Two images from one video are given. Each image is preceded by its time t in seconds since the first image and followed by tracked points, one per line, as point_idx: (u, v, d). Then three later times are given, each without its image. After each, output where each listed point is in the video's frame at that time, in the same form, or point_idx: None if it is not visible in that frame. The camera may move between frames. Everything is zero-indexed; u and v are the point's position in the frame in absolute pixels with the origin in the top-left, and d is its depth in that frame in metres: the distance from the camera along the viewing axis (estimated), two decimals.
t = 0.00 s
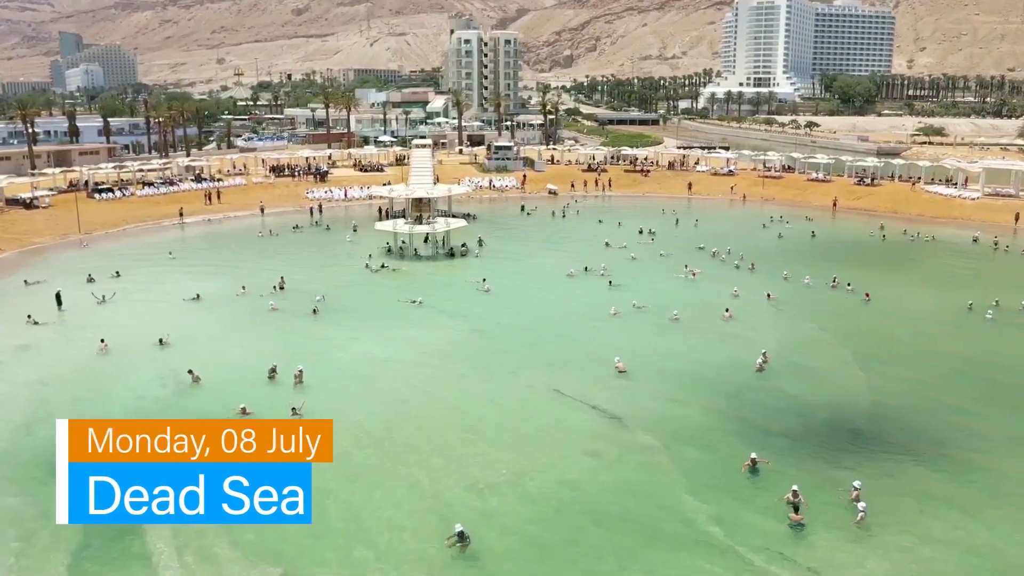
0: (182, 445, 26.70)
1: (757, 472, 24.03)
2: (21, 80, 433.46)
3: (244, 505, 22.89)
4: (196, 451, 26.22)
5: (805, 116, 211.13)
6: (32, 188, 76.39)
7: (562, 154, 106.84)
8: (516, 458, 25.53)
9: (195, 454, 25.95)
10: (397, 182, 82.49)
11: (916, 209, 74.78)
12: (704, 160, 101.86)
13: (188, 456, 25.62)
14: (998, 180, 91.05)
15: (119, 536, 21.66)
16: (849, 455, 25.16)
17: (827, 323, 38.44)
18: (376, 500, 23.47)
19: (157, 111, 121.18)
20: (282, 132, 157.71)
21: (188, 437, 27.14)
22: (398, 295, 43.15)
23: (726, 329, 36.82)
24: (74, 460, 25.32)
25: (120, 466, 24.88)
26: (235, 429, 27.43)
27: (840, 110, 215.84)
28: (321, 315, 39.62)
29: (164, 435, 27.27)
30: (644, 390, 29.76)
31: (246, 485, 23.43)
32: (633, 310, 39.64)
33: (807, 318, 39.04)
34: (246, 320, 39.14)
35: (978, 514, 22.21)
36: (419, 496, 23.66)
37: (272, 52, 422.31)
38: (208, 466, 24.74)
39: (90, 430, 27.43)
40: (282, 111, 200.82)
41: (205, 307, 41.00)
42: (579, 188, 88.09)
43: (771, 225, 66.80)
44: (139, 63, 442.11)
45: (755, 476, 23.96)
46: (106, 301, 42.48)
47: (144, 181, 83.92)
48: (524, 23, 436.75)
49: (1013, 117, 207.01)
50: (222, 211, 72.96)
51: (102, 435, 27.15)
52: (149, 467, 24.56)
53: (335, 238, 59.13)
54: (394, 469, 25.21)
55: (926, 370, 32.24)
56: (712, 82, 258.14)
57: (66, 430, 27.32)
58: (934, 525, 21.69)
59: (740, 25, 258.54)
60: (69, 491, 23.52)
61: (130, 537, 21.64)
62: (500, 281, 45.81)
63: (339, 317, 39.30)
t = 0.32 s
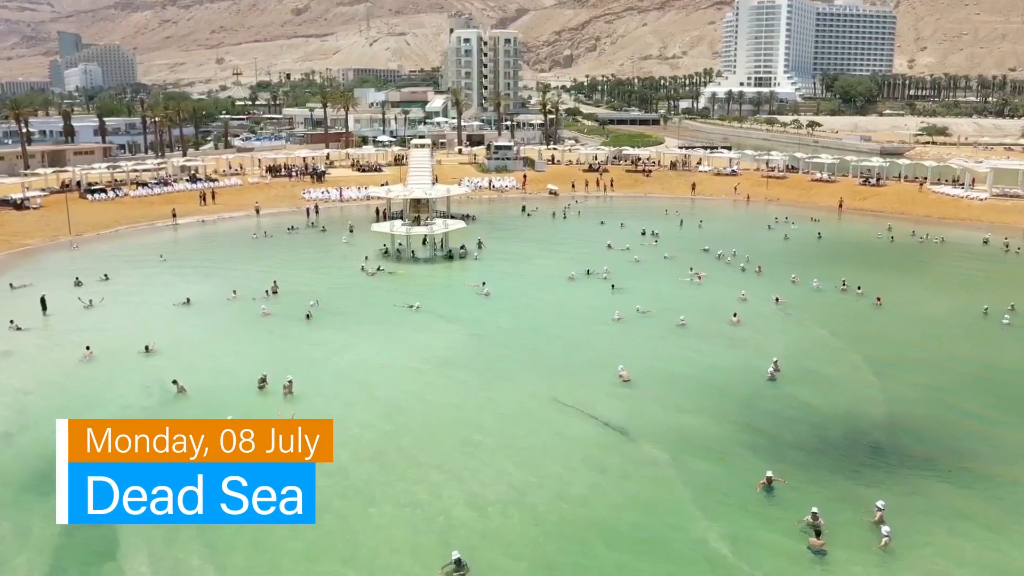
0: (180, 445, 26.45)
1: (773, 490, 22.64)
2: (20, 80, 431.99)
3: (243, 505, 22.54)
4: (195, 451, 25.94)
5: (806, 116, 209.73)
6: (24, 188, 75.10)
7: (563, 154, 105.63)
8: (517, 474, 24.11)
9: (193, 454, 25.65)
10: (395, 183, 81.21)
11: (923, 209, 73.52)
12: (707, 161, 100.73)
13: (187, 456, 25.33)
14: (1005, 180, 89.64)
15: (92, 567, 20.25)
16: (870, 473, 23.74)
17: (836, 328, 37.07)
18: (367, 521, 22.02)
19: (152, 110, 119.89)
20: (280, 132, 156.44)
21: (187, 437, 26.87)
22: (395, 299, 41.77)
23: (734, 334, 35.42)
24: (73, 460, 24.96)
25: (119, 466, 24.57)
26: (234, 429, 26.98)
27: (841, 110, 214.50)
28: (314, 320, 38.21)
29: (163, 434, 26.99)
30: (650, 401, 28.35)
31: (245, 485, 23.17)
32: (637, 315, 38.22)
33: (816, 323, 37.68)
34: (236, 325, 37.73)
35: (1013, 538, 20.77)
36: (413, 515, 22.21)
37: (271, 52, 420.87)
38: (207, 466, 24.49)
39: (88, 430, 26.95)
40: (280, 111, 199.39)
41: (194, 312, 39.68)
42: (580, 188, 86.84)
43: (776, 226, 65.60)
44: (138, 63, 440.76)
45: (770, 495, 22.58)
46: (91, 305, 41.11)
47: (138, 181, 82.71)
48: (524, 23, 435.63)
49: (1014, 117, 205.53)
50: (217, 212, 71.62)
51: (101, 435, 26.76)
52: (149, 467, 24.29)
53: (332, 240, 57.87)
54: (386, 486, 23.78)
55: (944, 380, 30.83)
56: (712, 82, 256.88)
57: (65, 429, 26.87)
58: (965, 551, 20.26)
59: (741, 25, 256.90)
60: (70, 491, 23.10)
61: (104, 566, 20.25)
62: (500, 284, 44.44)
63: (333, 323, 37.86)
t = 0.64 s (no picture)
0: (181, 445, 26.34)
1: (802, 524, 20.63)
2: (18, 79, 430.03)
3: (243, 505, 22.42)
4: (195, 451, 25.84)
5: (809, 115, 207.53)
6: (10, 189, 73.10)
7: (564, 154, 103.57)
8: (519, 504, 22.13)
9: (194, 454, 25.56)
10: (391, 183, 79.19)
11: (935, 210, 71.36)
12: (711, 161, 98.63)
13: (187, 456, 25.21)
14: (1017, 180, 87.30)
15: None
16: (905, 503, 21.71)
17: (856, 338, 34.97)
18: (355, 562, 20.01)
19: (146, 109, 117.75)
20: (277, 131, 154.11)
21: (187, 437, 26.76)
22: (389, 306, 39.80)
23: (748, 344, 33.43)
24: (74, 460, 25.00)
25: (120, 465, 24.59)
26: (234, 429, 26.90)
27: (844, 110, 212.30)
28: (303, 329, 36.43)
29: (163, 434, 26.89)
30: (660, 421, 26.44)
31: (245, 484, 23.00)
32: (644, 323, 36.28)
33: (835, 333, 35.57)
34: (218, 335, 36.23)
35: None
36: (407, 554, 20.24)
37: (270, 52, 418.71)
38: (207, 465, 24.32)
39: (89, 429, 27.05)
40: (278, 110, 197.29)
41: (175, 322, 37.88)
42: (582, 188, 84.88)
43: (785, 228, 63.56)
44: (137, 62, 438.69)
45: (799, 529, 20.59)
46: (68, 313, 39.24)
47: (128, 181, 80.79)
48: (524, 22, 433.51)
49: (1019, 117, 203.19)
50: (208, 213, 69.58)
51: (101, 435, 26.78)
52: (149, 467, 24.25)
53: (326, 242, 55.89)
54: (377, 519, 21.83)
55: (976, 396, 28.78)
56: (713, 82, 254.75)
57: (66, 429, 26.95)
58: None
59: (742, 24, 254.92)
60: (70, 489, 23.16)
61: None
62: (499, 290, 42.46)
63: (323, 334, 35.88)
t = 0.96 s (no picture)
0: (180, 445, 25.46)
1: (829, 557, 19.17)
2: (16, 79, 427.83)
3: (243, 505, 21.88)
4: (195, 451, 24.96)
5: (811, 115, 206.06)
6: None
7: (565, 153, 101.92)
8: (526, 536, 20.59)
9: (193, 454, 24.67)
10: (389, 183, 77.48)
11: (944, 211, 69.74)
12: (715, 161, 97.00)
13: (187, 457, 24.33)
14: None
15: None
16: (939, 533, 20.15)
17: (875, 346, 33.24)
18: None
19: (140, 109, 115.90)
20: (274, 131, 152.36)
21: (187, 437, 25.91)
22: (385, 312, 38.12)
23: (761, 353, 31.86)
24: (73, 460, 24.09)
25: (119, 466, 23.69)
26: (234, 429, 26.06)
27: (845, 109, 210.56)
28: (293, 338, 34.91)
29: (163, 434, 26.01)
30: (671, 439, 24.93)
31: (245, 484, 22.39)
32: (651, 330, 34.66)
33: (851, 340, 33.88)
34: (204, 342, 34.78)
35: None
36: None
37: (269, 51, 416.89)
38: (207, 466, 23.50)
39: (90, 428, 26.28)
40: (276, 111, 195.44)
41: (160, 330, 36.38)
42: (583, 188, 83.26)
43: (793, 229, 61.86)
44: (136, 62, 436.78)
45: (827, 563, 19.13)
46: (49, 320, 37.67)
47: (120, 182, 79.06)
48: (523, 21, 431.85)
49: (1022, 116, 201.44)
50: (201, 214, 67.82)
51: (101, 435, 25.78)
52: (148, 467, 23.27)
53: (322, 245, 54.25)
54: (372, 549, 20.30)
55: (1006, 408, 27.15)
56: (713, 82, 253.03)
57: (66, 430, 26.19)
58: None
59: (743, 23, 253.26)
60: (69, 491, 22.46)
61: None
62: (500, 294, 40.76)
63: (315, 343, 34.14)
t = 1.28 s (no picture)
0: (180, 445, 25.64)
1: None
2: (15, 79, 425.79)
3: (243, 504, 21.66)
4: (195, 451, 25.10)
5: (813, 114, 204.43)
6: None
7: (566, 153, 100.31)
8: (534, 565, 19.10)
9: (193, 454, 24.84)
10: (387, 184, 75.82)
11: (955, 212, 68.19)
12: (719, 161, 95.43)
13: (187, 457, 24.54)
14: None
15: None
16: (979, 569, 18.68)
17: (894, 355, 31.74)
18: None
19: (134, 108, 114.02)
20: (271, 131, 150.56)
21: (187, 437, 26.01)
22: (380, 320, 36.47)
23: (776, 365, 30.33)
24: (74, 460, 24.26)
25: (120, 466, 23.90)
26: (233, 428, 26.25)
27: (847, 109, 208.90)
28: (283, 346, 33.34)
29: (163, 434, 26.20)
30: (685, 461, 23.44)
31: (245, 485, 22.33)
32: (659, 338, 33.13)
33: (869, 349, 32.39)
34: (189, 352, 33.14)
35: None
36: None
37: (268, 51, 414.98)
38: (207, 467, 23.73)
39: (89, 426, 26.44)
40: (274, 110, 193.46)
41: (144, 339, 34.67)
42: (585, 189, 81.70)
43: (801, 231, 60.30)
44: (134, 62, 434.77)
45: None
46: (25, 328, 35.86)
47: (111, 182, 77.33)
48: (523, 20, 430.07)
49: None
50: (193, 216, 66.11)
51: (101, 435, 26.09)
52: (148, 468, 23.61)
53: (316, 248, 52.61)
54: None
55: None
56: (714, 81, 251.28)
57: (65, 428, 26.21)
58: None
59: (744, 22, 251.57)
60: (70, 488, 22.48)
61: None
62: (500, 300, 39.17)
63: (306, 354, 32.50)
